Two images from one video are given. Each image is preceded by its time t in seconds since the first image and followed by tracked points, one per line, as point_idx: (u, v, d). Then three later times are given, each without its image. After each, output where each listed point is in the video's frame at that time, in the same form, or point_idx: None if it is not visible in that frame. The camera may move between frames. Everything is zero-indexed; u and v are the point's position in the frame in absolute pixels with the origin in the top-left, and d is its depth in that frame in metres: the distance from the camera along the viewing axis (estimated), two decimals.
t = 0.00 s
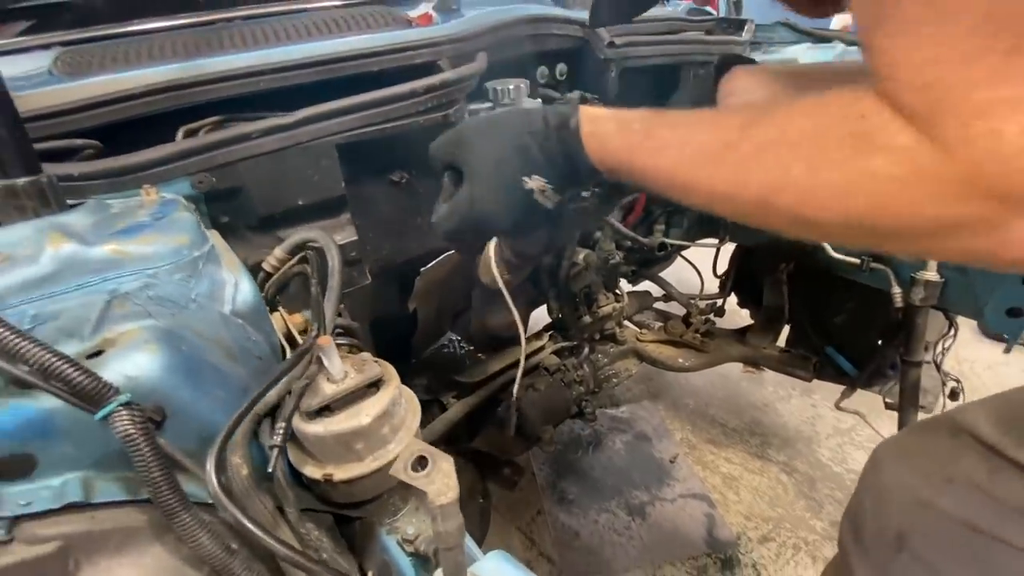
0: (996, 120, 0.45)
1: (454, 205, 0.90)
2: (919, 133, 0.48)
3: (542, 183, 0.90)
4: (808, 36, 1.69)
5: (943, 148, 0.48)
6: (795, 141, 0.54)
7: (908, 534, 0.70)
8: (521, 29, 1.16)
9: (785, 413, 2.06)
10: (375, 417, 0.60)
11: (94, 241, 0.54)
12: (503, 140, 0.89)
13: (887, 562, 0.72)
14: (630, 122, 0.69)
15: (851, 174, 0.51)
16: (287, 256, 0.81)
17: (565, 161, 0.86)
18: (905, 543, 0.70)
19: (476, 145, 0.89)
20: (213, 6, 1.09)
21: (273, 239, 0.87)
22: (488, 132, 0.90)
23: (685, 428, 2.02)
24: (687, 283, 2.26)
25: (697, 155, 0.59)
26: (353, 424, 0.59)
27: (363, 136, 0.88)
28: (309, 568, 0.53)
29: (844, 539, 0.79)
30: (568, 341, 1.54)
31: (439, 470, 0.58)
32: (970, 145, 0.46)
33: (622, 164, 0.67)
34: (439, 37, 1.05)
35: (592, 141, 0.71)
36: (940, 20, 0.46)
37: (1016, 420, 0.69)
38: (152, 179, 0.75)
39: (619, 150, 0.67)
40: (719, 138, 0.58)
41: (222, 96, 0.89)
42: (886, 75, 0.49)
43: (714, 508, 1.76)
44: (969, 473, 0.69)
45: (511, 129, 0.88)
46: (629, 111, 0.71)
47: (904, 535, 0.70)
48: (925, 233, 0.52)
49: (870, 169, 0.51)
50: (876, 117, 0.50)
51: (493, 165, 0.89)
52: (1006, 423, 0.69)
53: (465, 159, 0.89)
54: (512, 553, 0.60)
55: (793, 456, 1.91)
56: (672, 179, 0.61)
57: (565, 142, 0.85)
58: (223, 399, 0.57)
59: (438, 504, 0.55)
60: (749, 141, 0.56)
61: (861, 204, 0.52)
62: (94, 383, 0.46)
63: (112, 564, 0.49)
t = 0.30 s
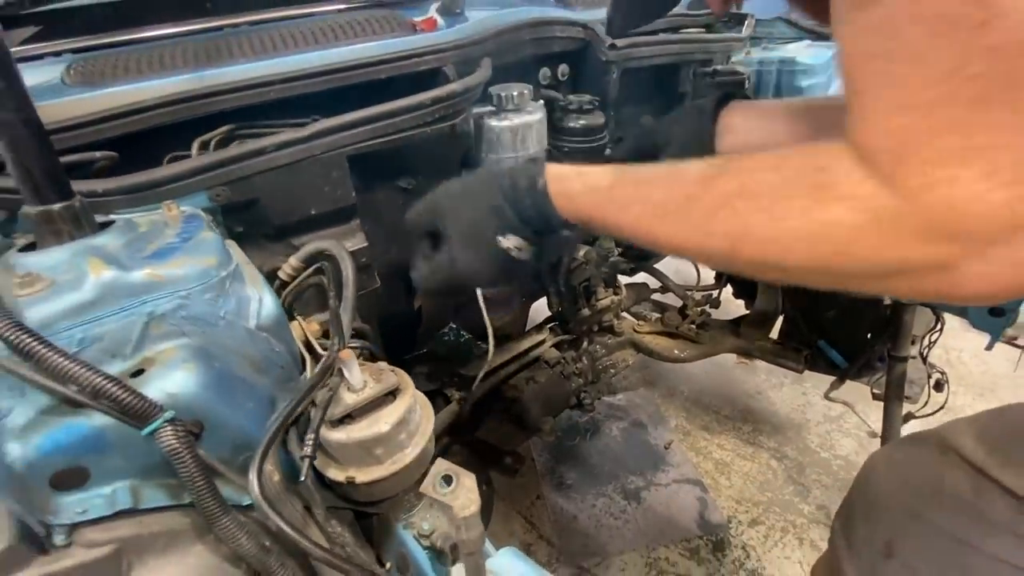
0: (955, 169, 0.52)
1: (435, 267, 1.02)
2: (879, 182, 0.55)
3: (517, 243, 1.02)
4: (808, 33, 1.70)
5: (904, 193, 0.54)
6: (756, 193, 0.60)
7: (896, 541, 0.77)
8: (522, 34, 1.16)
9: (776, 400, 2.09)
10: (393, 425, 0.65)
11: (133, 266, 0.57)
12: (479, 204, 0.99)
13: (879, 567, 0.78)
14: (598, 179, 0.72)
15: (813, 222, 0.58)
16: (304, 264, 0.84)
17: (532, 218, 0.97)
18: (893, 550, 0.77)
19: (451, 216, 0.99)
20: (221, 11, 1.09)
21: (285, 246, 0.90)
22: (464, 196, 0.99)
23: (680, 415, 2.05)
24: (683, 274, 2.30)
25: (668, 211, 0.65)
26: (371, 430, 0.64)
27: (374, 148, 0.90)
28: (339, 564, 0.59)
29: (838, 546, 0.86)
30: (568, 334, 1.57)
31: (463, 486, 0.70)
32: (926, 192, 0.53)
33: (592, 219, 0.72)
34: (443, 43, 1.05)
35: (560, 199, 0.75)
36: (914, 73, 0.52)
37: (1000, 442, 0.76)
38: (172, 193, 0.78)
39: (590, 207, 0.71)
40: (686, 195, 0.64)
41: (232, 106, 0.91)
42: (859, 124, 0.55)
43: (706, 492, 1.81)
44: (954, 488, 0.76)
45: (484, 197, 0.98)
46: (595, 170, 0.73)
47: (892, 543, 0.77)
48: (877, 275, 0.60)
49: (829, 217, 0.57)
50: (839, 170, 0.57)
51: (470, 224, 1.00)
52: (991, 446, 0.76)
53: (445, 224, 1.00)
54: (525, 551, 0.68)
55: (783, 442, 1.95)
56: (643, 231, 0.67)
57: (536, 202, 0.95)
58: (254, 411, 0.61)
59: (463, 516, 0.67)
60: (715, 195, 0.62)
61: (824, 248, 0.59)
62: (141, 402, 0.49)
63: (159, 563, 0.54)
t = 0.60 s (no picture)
0: (945, 166, 0.65)
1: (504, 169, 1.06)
2: (886, 164, 0.70)
3: (571, 162, 1.09)
4: (809, 30, 1.72)
5: (903, 179, 0.69)
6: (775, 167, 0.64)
7: (873, 522, 0.85)
8: (528, 35, 1.18)
9: (772, 390, 2.15)
10: (412, 413, 0.71)
11: (173, 267, 0.62)
12: (547, 124, 1.08)
13: (859, 545, 0.86)
14: (663, 120, 0.94)
15: (837, 188, 0.75)
16: (322, 261, 0.88)
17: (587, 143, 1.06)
18: (870, 531, 0.85)
19: (531, 123, 1.07)
20: (236, 11, 1.12)
21: (303, 243, 0.95)
22: (532, 112, 1.07)
23: (678, 403, 2.11)
24: (682, 266, 2.34)
25: (710, 165, 0.85)
26: (392, 418, 0.70)
27: (389, 149, 0.94)
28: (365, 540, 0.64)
29: (822, 526, 0.93)
30: (570, 326, 1.61)
31: (483, 471, 0.70)
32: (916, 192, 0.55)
33: (663, 160, 0.92)
34: (453, 44, 1.08)
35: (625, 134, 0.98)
36: (903, 83, 0.66)
37: (967, 436, 0.83)
38: (199, 194, 0.81)
39: (651, 148, 0.94)
40: (738, 147, 0.83)
41: (251, 108, 0.94)
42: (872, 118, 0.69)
43: (702, 478, 1.87)
44: (928, 477, 0.83)
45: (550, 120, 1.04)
46: (661, 115, 0.94)
47: (870, 523, 0.85)
48: (892, 238, 0.75)
49: (831, 182, 0.75)
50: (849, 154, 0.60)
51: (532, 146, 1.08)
52: (963, 441, 0.83)
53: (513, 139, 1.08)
54: (533, 530, 0.76)
55: (778, 430, 2.01)
56: (698, 174, 0.87)
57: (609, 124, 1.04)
58: (284, 400, 0.66)
59: (484, 496, 0.67)
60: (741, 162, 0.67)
61: (845, 209, 0.75)
62: (187, 394, 0.54)
63: (202, 540, 0.59)
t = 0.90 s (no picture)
0: (959, 154, 0.53)
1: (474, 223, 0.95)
2: (889, 168, 0.57)
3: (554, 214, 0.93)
4: (814, 30, 1.73)
5: (906, 180, 0.56)
6: (775, 177, 0.63)
7: (866, 522, 0.86)
8: (534, 36, 1.20)
9: (774, 388, 2.16)
10: (418, 408, 0.73)
11: (192, 267, 0.65)
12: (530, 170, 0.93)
13: (853, 545, 0.87)
14: (637, 161, 0.78)
15: (827, 205, 0.60)
16: (331, 260, 0.91)
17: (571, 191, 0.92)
18: (863, 531, 0.86)
19: (503, 178, 0.94)
20: (248, 14, 1.15)
21: (313, 243, 0.98)
22: (513, 165, 0.95)
23: (679, 401, 2.13)
24: (686, 264, 2.36)
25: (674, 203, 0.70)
26: (399, 412, 0.72)
27: (398, 151, 0.97)
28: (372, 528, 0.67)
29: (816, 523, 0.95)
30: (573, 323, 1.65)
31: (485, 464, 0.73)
32: (932, 177, 0.54)
33: (628, 199, 0.78)
34: (460, 47, 1.10)
35: (602, 178, 0.81)
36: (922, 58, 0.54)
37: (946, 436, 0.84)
38: (214, 195, 0.84)
39: (630, 186, 0.77)
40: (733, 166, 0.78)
41: (263, 110, 0.97)
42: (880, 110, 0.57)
43: (703, 474, 1.88)
44: (916, 475, 0.84)
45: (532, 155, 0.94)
46: (638, 155, 0.79)
47: (863, 525, 0.86)
48: (888, 251, 0.61)
49: (840, 198, 0.59)
50: (850, 155, 0.59)
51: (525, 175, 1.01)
52: (949, 440, 0.83)
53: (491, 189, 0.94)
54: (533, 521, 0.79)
55: (779, 429, 2.02)
56: (676, 206, 0.70)
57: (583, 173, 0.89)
58: (297, 394, 0.69)
59: (486, 487, 0.70)
60: (736, 178, 0.65)
61: (846, 226, 0.60)
62: (205, 388, 0.56)
63: (218, 526, 0.62)
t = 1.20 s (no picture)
0: (938, 145, 0.51)
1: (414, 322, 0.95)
2: (854, 174, 0.55)
3: (489, 296, 0.90)
4: (829, 34, 1.71)
5: (874, 182, 0.54)
6: (725, 208, 0.61)
7: (894, 542, 0.81)
8: (547, 43, 1.19)
9: (785, 394, 2.14)
10: (430, 417, 0.74)
11: (210, 277, 0.65)
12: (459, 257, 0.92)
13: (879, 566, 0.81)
14: (568, 226, 0.75)
15: (789, 224, 0.58)
16: (345, 268, 0.92)
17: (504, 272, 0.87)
18: (889, 552, 0.81)
19: (431, 269, 0.93)
20: (263, 22, 1.16)
21: (328, 250, 0.99)
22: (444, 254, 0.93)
23: (689, 405, 2.12)
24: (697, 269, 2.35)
25: (620, 244, 0.68)
26: (411, 421, 0.73)
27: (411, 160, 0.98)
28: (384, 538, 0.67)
29: (840, 540, 0.88)
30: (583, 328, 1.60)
31: (498, 478, 0.73)
32: (905, 175, 0.52)
33: (567, 262, 0.75)
34: (473, 55, 1.10)
35: (535, 253, 0.80)
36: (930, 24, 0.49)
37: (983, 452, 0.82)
38: (230, 203, 0.85)
39: (560, 256, 0.76)
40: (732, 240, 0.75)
41: (279, 118, 0.98)
42: (850, 115, 0.54)
43: (713, 481, 1.86)
44: (947, 492, 0.80)
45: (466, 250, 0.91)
46: (566, 221, 0.77)
47: (890, 542, 0.81)
48: (858, 263, 0.59)
49: (801, 215, 0.58)
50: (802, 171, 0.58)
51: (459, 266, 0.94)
52: (981, 456, 0.82)
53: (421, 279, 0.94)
54: (543, 531, 0.79)
55: (790, 435, 2.00)
56: (625, 252, 0.68)
57: (510, 256, 0.85)
58: (311, 402, 0.70)
59: (500, 501, 0.70)
60: (686, 216, 0.64)
61: (811, 241, 0.58)
62: (222, 398, 0.57)
63: (234, 533, 0.63)
